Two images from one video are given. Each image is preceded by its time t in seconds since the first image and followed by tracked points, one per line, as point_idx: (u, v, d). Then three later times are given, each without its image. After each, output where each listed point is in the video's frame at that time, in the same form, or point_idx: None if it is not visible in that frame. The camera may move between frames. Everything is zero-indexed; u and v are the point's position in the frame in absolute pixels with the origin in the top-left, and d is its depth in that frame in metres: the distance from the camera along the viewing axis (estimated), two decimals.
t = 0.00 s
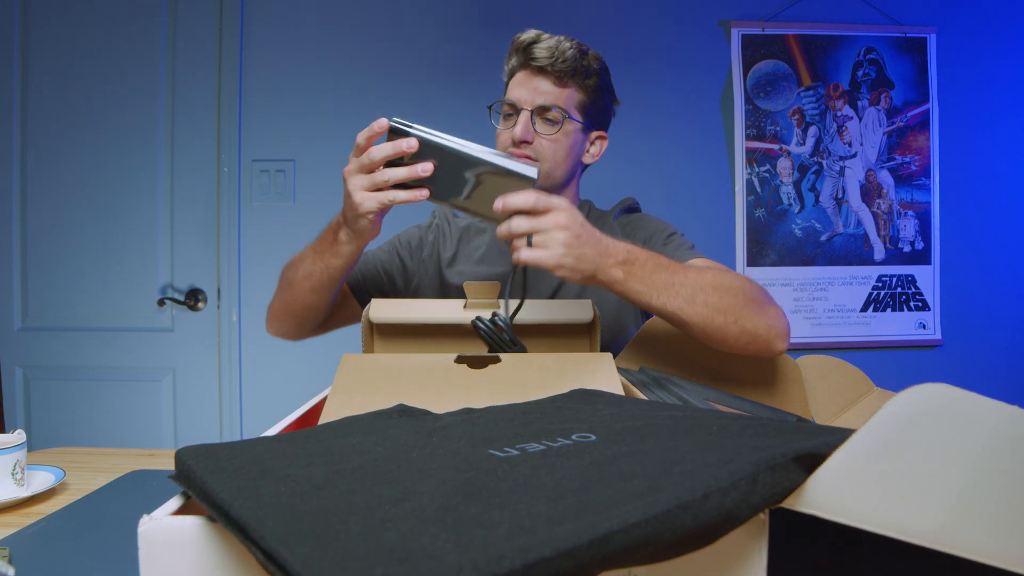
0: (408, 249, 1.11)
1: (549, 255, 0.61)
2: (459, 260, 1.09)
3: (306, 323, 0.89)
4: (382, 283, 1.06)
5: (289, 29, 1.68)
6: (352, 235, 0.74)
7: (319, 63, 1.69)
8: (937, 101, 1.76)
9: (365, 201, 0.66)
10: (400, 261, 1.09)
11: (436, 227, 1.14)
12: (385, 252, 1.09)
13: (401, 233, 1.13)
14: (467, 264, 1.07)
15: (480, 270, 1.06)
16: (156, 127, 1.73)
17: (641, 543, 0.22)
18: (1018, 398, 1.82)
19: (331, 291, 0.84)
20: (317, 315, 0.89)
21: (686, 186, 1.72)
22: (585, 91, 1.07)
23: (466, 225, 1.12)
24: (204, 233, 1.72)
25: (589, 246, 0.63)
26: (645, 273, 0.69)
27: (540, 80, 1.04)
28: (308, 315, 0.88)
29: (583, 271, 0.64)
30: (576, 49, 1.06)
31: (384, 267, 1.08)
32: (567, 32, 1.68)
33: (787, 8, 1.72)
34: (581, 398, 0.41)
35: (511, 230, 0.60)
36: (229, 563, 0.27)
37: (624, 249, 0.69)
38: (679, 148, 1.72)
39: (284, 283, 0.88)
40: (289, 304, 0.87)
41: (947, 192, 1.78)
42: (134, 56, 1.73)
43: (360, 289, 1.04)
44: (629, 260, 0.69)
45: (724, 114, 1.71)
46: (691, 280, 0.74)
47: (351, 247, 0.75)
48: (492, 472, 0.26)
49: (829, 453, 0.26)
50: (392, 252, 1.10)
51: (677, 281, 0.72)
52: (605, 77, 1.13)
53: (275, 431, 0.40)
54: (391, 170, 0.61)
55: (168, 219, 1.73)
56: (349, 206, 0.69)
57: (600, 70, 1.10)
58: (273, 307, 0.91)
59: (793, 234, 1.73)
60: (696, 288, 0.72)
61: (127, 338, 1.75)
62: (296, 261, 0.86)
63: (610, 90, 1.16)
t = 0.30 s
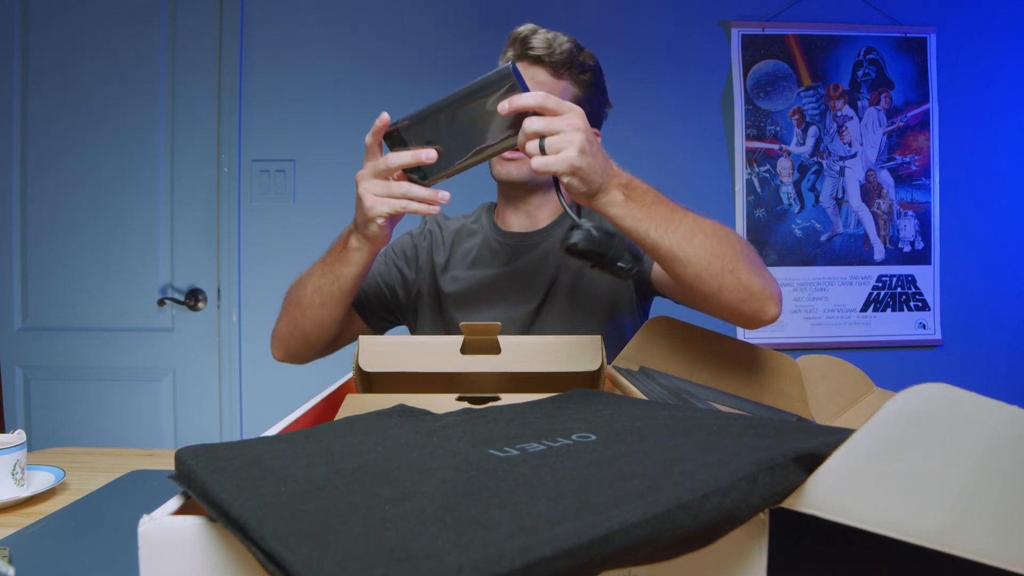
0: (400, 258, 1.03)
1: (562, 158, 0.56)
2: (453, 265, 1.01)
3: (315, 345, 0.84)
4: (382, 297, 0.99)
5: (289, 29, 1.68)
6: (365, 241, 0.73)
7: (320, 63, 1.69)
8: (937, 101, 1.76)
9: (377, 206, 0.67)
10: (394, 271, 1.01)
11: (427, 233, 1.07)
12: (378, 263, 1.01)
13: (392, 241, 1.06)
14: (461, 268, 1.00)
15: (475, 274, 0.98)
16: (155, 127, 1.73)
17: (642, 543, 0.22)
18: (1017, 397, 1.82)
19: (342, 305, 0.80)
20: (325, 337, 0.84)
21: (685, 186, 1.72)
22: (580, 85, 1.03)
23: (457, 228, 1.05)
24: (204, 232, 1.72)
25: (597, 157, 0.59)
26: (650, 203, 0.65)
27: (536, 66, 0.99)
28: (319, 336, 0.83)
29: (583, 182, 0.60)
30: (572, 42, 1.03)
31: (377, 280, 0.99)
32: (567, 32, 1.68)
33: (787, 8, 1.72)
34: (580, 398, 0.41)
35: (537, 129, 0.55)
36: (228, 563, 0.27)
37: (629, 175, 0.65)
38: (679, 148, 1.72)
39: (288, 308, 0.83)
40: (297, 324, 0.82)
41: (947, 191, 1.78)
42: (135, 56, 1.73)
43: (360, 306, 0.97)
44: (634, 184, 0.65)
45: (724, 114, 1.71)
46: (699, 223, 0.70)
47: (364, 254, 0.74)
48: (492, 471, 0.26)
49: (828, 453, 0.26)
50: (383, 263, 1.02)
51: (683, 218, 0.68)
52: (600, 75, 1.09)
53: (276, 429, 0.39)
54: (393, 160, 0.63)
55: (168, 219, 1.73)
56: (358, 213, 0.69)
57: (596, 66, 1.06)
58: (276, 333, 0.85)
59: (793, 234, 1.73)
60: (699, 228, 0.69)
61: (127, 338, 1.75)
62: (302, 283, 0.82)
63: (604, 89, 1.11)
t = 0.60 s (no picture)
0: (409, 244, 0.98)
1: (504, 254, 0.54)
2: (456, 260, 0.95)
3: (317, 307, 0.80)
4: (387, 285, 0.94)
5: (290, 30, 1.68)
6: (356, 175, 0.70)
7: (320, 63, 1.69)
8: (937, 101, 1.76)
9: (352, 125, 0.62)
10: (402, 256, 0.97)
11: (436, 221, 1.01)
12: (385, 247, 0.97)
13: (399, 227, 1.01)
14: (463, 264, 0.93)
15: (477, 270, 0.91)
16: (156, 127, 1.73)
17: (643, 542, 0.22)
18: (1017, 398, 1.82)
19: (339, 253, 0.76)
20: (328, 295, 0.80)
21: (685, 186, 1.72)
22: (550, 70, 0.94)
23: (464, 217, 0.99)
24: (204, 232, 1.72)
25: (541, 250, 0.53)
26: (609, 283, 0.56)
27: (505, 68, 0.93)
28: (319, 292, 0.79)
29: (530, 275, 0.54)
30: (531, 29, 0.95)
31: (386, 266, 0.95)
32: (567, 32, 1.68)
33: (787, 8, 1.72)
34: (579, 398, 0.41)
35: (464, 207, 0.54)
36: (228, 563, 0.27)
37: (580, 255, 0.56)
38: (679, 148, 1.72)
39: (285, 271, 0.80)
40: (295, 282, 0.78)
41: (947, 192, 1.78)
42: (135, 56, 1.73)
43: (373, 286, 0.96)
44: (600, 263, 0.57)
45: (724, 114, 1.72)
46: (670, 289, 0.61)
47: (358, 188, 0.71)
48: (493, 471, 0.26)
49: (829, 453, 0.26)
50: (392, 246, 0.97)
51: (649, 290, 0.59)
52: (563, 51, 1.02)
53: (275, 429, 0.39)
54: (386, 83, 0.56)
55: (168, 219, 1.73)
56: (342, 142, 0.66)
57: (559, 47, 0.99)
58: (276, 296, 0.82)
59: (793, 234, 1.73)
60: (673, 297, 0.60)
61: (127, 338, 1.75)
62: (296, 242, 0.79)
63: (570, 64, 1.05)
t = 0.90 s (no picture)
0: (411, 245, 0.97)
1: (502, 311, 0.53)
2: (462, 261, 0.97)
3: (334, 331, 0.76)
4: (393, 287, 0.91)
5: (289, 30, 1.68)
6: (380, 200, 0.63)
7: (320, 63, 1.69)
8: (937, 101, 1.76)
9: (381, 148, 0.56)
10: (407, 256, 0.95)
11: (436, 222, 1.02)
12: (388, 248, 0.95)
13: (398, 228, 1.00)
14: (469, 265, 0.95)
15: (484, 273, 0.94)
16: (155, 127, 1.73)
17: (643, 541, 0.22)
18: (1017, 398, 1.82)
19: (359, 279, 0.70)
20: (346, 318, 0.75)
21: (685, 186, 1.72)
22: (547, 61, 0.94)
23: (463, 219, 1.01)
24: (204, 232, 1.72)
25: (541, 307, 0.53)
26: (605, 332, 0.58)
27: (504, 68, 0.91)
28: (337, 317, 0.74)
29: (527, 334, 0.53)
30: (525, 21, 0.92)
31: (391, 267, 0.92)
32: (566, 32, 1.68)
33: (787, 8, 1.72)
34: (579, 398, 0.41)
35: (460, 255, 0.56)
36: (229, 562, 0.27)
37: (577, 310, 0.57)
38: (679, 148, 1.72)
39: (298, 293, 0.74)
40: (313, 308, 0.73)
41: (947, 192, 1.78)
42: (134, 56, 1.73)
43: (378, 293, 0.89)
44: (587, 315, 0.59)
45: (724, 114, 1.72)
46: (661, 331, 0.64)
47: (382, 214, 0.64)
48: (492, 471, 0.26)
49: (827, 454, 0.26)
50: (395, 247, 0.95)
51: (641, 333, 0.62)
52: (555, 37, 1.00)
53: (276, 429, 0.39)
54: (427, 111, 0.50)
55: (168, 219, 1.73)
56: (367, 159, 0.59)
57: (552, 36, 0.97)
58: (290, 320, 0.77)
59: (793, 234, 1.73)
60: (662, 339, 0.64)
61: (127, 338, 1.75)
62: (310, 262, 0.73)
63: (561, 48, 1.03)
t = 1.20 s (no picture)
0: (409, 244, 0.97)
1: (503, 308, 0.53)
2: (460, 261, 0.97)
3: (333, 329, 0.75)
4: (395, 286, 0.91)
5: (289, 30, 1.68)
6: (385, 196, 0.63)
7: (320, 63, 1.69)
8: (937, 101, 1.76)
9: (387, 142, 0.55)
10: (405, 255, 0.95)
11: (434, 221, 1.02)
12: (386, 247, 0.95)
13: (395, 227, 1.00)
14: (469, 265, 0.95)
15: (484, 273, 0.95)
16: (156, 127, 1.73)
17: (643, 541, 0.22)
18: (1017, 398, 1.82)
19: (360, 277, 0.70)
20: (346, 317, 0.75)
21: (685, 186, 1.72)
22: (545, 59, 0.94)
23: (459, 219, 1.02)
24: (204, 232, 1.72)
25: (542, 307, 0.53)
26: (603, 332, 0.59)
27: (501, 67, 0.91)
28: (337, 315, 0.74)
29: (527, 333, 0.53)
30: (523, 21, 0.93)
31: (392, 265, 0.92)
32: (566, 31, 1.68)
33: (787, 8, 1.72)
34: (579, 398, 0.41)
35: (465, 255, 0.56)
36: (228, 562, 0.27)
37: (579, 310, 0.58)
38: (678, 148, 1.72)
39: (298, 289, 0.74)
40: (312, 307, 0.73)
41: (947, 192, 1.78)
42: (134, 56, 1.73)
43: (377, 293, 0.88)
44: (588, 316, 0.59)
45: (724, 114, 1.72)
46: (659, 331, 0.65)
47: (385, 211, 0.65)
48: (492, 471, 0.26)
49: (827, 454, 0.26)
50: (394, 246, 0.95)
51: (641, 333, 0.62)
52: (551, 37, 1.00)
53: (276, 429, 0.39)
54: (433, 107, 0.49)
55: (168, 219, 1.73)
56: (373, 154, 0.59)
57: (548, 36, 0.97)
58: (290, 318, 0.76)
59: (792, 234, 1.73)
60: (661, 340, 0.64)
61: (127, 338, 1.75)
62: (311, 259, 0.73)
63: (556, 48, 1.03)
